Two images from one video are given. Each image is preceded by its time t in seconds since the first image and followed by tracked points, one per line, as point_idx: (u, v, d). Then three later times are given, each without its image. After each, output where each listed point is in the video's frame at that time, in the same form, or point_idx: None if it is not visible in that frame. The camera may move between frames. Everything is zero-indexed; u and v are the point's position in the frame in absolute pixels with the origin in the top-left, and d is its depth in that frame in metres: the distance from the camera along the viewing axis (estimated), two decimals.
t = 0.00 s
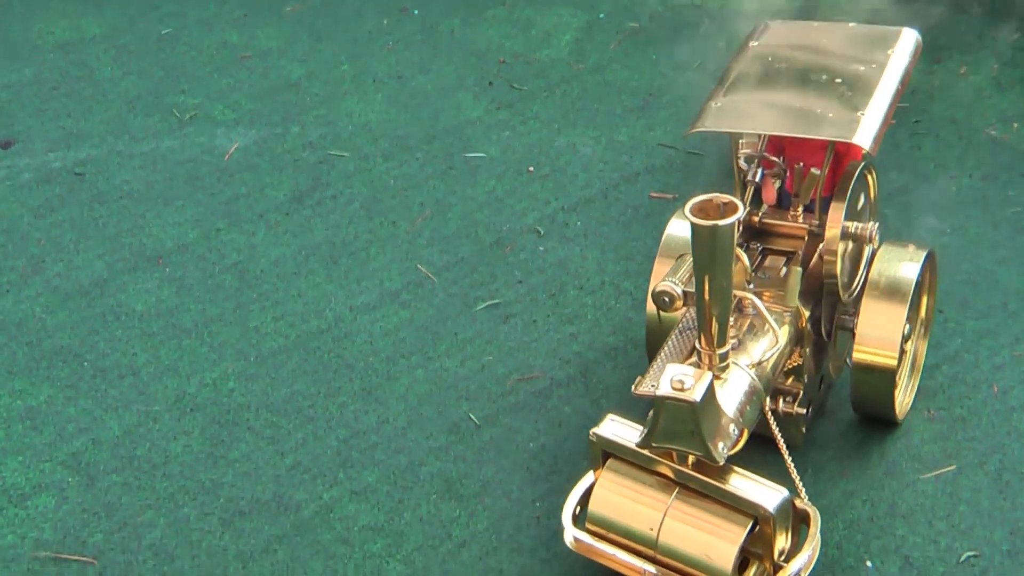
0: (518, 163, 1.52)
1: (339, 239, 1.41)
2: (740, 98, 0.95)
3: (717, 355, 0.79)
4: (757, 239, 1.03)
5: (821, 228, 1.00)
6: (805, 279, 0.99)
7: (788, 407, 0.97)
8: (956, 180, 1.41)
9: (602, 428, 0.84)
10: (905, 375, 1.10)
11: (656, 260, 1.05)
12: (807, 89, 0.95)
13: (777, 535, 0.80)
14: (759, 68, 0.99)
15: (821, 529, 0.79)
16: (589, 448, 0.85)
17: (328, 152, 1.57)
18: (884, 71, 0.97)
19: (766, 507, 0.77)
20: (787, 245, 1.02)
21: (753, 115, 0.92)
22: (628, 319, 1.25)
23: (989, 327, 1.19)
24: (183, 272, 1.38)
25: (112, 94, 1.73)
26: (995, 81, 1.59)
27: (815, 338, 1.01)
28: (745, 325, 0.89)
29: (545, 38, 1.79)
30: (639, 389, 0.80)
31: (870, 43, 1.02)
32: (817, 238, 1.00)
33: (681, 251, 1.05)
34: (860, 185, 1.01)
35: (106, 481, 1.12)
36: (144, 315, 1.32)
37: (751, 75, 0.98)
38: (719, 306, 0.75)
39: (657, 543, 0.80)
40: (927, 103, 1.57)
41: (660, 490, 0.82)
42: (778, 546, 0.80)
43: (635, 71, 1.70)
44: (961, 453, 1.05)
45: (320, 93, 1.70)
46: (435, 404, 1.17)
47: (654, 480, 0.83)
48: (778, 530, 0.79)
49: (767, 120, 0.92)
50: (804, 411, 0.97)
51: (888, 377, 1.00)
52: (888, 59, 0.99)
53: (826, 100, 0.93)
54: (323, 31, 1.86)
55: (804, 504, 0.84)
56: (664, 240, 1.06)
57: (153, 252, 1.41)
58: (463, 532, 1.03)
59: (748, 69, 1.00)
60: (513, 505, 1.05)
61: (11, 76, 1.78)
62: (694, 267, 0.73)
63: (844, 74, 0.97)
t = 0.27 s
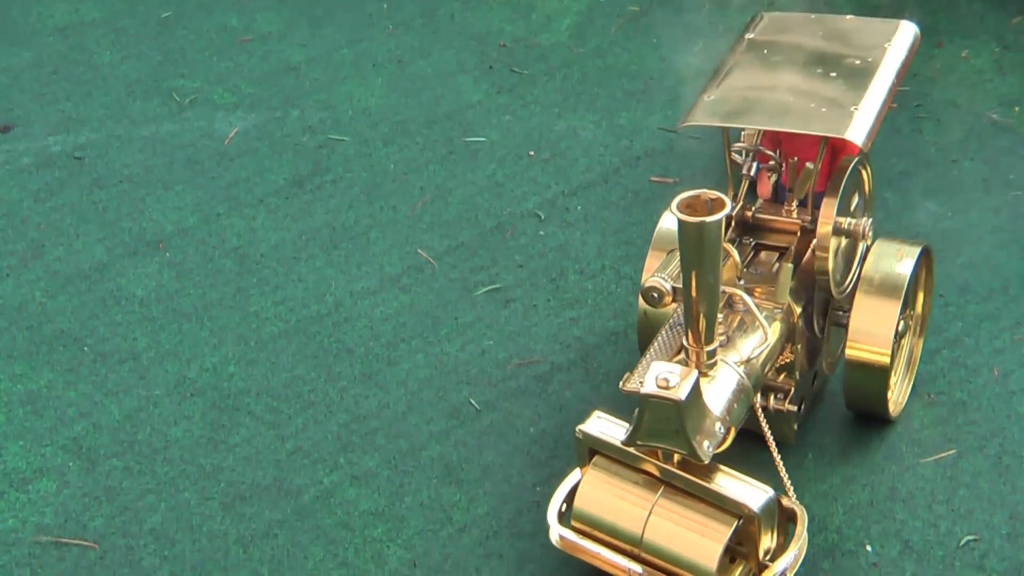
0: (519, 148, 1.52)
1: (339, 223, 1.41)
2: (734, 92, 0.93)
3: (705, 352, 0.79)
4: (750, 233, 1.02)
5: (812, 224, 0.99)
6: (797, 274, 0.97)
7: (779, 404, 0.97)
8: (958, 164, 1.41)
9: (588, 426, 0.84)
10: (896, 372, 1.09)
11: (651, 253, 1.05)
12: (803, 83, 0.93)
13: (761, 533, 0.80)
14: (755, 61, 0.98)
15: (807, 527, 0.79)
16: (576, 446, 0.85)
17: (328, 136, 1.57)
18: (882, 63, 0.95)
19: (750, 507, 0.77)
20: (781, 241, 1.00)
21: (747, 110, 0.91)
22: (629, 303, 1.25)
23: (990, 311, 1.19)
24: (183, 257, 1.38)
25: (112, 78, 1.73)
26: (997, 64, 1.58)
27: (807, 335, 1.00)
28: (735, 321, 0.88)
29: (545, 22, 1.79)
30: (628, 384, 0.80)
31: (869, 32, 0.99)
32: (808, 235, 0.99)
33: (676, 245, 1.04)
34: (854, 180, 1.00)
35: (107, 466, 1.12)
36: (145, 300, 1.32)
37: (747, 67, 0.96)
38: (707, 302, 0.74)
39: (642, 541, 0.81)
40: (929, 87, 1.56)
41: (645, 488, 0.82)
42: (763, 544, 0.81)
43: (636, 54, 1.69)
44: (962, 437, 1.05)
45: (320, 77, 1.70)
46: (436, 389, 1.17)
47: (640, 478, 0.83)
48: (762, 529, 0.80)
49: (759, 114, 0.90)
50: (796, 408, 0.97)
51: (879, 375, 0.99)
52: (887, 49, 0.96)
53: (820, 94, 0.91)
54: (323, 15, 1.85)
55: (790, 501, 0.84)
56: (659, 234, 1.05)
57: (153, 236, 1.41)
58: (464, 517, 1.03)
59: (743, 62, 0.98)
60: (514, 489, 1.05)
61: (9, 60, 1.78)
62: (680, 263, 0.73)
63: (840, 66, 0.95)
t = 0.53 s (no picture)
0: (519, 137, 1.52)
1: (340, 213, 1.41)
2: (726, 94, 0.92)
3: (692, 356, 0.77)
4: (742, 234, 0.99)
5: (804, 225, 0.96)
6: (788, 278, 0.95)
7: (770, 407, 0.95)
8: (959, 153, 1.41)
9: (574, 428, 0.84)
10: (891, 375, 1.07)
11: (643, 252, 1.02)
12: (796, 85, 0.92)
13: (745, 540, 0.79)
14: (750, 61, 0.97)
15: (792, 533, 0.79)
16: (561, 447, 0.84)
17: (328, 126, 1.57)
18: (876, 66, 0.94)
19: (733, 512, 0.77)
20: (774, 242, 0.98)
21: (737, 111, 0.90)
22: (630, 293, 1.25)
23: (991, 300, 1.19)
24: (183, 246, 1.37)
25: (111, 67, 1.73)
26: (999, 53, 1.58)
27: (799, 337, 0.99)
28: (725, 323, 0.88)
29: (546, 11, 1.78)
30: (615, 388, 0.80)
31: (865, 34, 0.98)
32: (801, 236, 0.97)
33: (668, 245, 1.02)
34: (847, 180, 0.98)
35: (108, 455, 1.12)
36: (145, 290, 1.32)
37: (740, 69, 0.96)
38: (693, 306, 0.73)
39: (625, 544, 0.80)
40: (930, 76, 1.56)
41: (628, 490, 0.82)
42: (746, 550, 0.80)
43: (637, 44, 1.69)
44: (962, 427, 1.05)
45: (320, 67, 1.70)
46: (436, 378, 1.17)
47: (624, 481, 0.82)
48: (746, 535, 0.79)
49: (751, 114, 0.89)
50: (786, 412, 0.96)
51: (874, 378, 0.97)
52: (882, 52, 0.95)
53: (813, 95, 0.90)
54: (323, 4, 1.85)
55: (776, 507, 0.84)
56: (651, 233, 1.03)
57: (153, 226, 1.41)
58: (464, 506, 1.03)
59: (739, 63, 0.97)
60: (515, 479, 1.05)
61: (9, 49, 1.77)
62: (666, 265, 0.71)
63: (834, 69, 0.94)
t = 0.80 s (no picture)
0: (520, 127, 1.51)
1: (340, 202, 1.41)
2: (720, 92, 0.92)
3: (679, 356, 0.79)
4: (736, 234, 0.99)
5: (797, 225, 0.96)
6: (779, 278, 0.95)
7: (761, 409, 0.95)
8: (960, 142, 1.41)
9: (559, 427, 0.83)
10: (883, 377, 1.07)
11: (635, 250, 1.01)
12: (790, 84, 0.91)
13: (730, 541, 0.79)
14: (744, 58, 0.96)
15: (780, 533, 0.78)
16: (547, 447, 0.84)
17: (329, 115, 1.57)
18: (871, 65, 0.93)
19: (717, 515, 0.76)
20: (766, 241, 0.98)
21: (731, 109, 0.89)
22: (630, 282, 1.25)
23: (991, 289, 1.19)
24: (184, 235, 1.37)
25: (112, 56, 1.73)
26: (1001, 42, 1.58)
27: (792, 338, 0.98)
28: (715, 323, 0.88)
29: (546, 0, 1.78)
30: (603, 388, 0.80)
31: (860, 32, 0.98)
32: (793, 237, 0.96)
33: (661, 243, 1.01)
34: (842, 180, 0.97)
35: (109, 444, 1.12)
36: (146, 279, 1.32)
37: (734, 66, 0.95)
38: (679, 305, 0.74)
39: (610, 545, 0.79)
40: (932, 65, 1.56)
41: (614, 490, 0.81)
42: (730, 552, 0.79)
43: (638, 33, 1.69)
44: (962, 415, 1.05)
45: (320, 56, 1.69)
46: (437, 368, 1.17)
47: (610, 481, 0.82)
48: (730, 537, 0.78)
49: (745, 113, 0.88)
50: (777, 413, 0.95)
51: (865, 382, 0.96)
52: (877, 51, 0.95)
53: (807, 94, 0.89)
54: None
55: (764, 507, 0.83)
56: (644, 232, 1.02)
57: (154, 215, 1.41)
58: (465, 495, 1.03)
59: (732, 59, 0.96)
60: (515, 469, 1.05)
61: (9, 38, 1.77)
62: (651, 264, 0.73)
63: (829, 67, 0.93)
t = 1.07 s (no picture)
0: (520, 113, 1.51)
1: (341, 189, 1.41)
2: (715, 83, 0.91)
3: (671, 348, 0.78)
4: (731, 225, 0.98)
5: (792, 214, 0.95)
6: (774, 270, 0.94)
7: (755, 401, 0.95)
8: (962, 127, 1.41)
9: (552, 420, 0.83)
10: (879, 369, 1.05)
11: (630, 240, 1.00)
12: (786, 76, 0.90)
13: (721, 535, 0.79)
14: (741, 49, 0.95)
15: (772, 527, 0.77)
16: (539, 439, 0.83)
17: (329, 101, 1.56)
18: (868, 59, 0.92)
19: (709, 510, 0.76)
20: (762, 233, 0.97)
21: (725, 101, 0.88)
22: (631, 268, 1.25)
23: (992, 275, 1.19)
24: (184, 222, 1.37)
25: (111, 42, 1.72)
26: (1003, 27, 1.57)
27: (788, 332, 0.97)
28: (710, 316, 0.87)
29: None
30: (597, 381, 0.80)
31: (858, 25, 0.97)
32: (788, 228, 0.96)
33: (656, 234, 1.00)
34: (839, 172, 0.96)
35: (110, 430, 1.12)
36: (146, 265, 1.31)
37: (729, 58, 0.94)
38: (673, 297, 0.73)
39: (601, 539, 0.79)
40: (933, 50, 1.55)
41: (606, 484, 0.81)
42: (722, 546, 0.79)
43: (639, 18, 1.68)
44: (963, 401, 1.06)
45: (320, 42, 1.69)
46: (437, 354, 1.17)
47: (602, 474, 0.81)
48: (722, 532, 0.78)
49: (740, 105, 0.87)
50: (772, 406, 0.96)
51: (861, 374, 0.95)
52: (875, 45, 0.94)
53: (803, 86, 0.88)
54: None
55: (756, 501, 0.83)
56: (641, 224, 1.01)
57: (154, 201, 1.41)
58: (465, 482, 1.03)
59: (729, 50, 0.95)
60: (516, 455, 1.05)
61: (8, 24, 1.77)
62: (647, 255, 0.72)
63: (825, 60, 0.92)
